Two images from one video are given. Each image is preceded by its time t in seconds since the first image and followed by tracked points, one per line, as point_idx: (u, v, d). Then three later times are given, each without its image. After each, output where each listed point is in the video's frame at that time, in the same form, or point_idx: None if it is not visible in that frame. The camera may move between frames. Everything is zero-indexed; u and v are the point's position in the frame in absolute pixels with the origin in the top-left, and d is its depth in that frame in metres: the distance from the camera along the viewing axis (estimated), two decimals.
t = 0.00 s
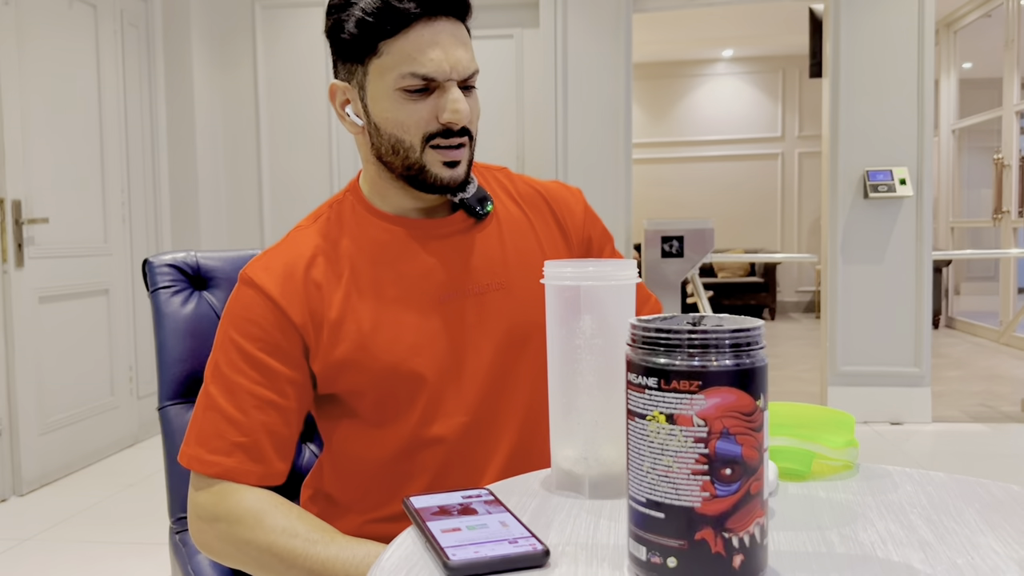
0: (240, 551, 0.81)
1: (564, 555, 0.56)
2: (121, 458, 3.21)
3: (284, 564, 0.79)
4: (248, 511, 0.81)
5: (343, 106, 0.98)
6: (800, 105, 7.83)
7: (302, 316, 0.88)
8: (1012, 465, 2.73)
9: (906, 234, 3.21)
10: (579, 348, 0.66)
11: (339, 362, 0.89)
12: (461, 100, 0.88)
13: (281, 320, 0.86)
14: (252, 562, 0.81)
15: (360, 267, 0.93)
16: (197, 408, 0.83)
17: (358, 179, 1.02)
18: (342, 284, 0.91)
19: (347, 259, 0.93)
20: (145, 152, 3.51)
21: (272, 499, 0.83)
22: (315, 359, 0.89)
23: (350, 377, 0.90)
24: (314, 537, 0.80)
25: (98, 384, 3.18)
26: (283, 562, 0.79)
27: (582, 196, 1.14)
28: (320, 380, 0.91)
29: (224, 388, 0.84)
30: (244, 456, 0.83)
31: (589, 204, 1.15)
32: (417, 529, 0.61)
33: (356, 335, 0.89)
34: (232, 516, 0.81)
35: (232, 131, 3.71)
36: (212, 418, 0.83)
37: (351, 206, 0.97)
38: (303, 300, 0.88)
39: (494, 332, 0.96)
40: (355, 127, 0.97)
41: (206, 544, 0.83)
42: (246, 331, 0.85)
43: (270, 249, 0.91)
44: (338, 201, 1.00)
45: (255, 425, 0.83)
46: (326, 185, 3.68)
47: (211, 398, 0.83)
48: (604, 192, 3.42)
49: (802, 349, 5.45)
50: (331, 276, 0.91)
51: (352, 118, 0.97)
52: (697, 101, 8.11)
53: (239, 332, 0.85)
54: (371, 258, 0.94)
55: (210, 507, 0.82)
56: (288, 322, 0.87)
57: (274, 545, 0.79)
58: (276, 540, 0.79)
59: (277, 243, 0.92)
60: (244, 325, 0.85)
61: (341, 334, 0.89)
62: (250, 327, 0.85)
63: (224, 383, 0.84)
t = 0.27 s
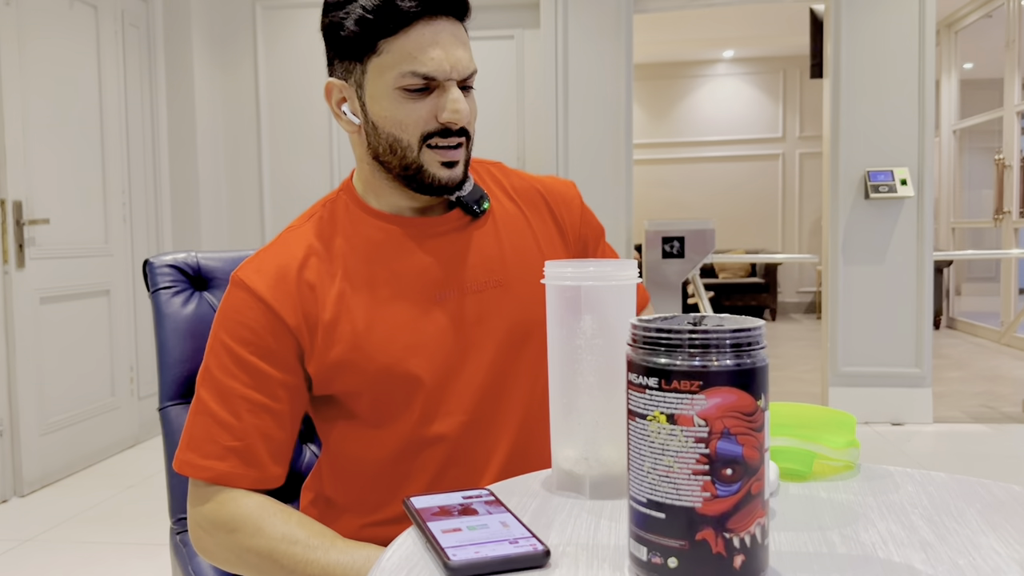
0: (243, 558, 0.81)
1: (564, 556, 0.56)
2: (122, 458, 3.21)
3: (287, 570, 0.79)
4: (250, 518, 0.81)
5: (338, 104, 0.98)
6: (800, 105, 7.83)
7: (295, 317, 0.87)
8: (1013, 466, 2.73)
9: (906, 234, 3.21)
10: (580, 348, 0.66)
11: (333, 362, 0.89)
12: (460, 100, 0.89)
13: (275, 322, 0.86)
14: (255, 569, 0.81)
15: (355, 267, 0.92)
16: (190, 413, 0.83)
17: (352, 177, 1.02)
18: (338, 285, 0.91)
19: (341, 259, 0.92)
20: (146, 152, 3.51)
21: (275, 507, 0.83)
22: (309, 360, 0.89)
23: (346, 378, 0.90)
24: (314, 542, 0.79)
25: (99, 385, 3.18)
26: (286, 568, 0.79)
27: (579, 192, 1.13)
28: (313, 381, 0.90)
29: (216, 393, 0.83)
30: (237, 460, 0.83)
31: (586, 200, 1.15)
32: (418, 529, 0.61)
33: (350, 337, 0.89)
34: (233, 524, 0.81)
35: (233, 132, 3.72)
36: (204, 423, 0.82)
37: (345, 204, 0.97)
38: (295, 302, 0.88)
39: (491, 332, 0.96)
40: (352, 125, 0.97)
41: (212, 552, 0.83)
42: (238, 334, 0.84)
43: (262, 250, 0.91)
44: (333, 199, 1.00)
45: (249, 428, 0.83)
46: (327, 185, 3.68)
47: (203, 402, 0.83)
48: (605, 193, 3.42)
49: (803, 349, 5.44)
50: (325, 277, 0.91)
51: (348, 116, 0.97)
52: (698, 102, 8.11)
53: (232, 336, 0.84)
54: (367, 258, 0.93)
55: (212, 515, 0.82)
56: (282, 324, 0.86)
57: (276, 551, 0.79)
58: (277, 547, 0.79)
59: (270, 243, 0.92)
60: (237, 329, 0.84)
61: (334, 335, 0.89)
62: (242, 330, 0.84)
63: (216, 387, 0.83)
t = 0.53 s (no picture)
0: (243, 559, 0.80)
1: (566, 558, 0.56)
2: (123, 459, 3.21)
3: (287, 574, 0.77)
4: (252, 519, 0.80)
5: (347, 95, 0.97)
6: (801, 105, 7.83)
7: (298, 313, 0.87)
8: (1015, 466, 2.73)
9: (908, 235, 3.21)
10: (582, 350, 0.66)
11: (335, 358, 0.89)
12: (468, 97, 0.89)
13: (278, 318, 0.86)
14: (255, 570, 0.79)
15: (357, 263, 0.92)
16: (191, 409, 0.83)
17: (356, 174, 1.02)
18: (341, 281, 0.90)
19: (344, 256, 0.92)
20: (147, 153, 3.51)
21: (278, 509, 0.82)
22: (311, 357, 0.89)
23: (347, 375, 0.90)
24: (315, 547, 0.77)
25: (101, 385, 3.18)
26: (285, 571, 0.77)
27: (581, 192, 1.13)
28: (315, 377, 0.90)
29: (216, 388, 0.83)
30: (236, 456, 0.82)
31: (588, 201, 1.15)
32: (420, 532, 0.61)
33: (352, 333, 0.89)
34: (236, 524, 0.80)
35: (235, 132, 3.72)
36: (204, 418, 0.82)
37: (348, 201, 0.97)
38: (298, 297, 0.88)
39: (492, 330, 0.96)
40: (358, 119, 0.97)
41: (214, 551, 0.82)
42: (241, 330, 0.84)
43: (264, 245, 0.91)
44: (336, 196, 1.00)
45: (249, 425, 0.83)
46: (328, 186, 3.68)
47: (204, 397, 0.83)
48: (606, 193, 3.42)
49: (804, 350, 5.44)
50: (327, 273, 0.91)
51: (354, 109, 0.97)
52: (699, 102, 8.11)
53: (234, 331, 0.84)
54: (370, 255, 0.93)
55: (214, 514, 0.82)
56: (284, 320, 0.87)
57: (276, 553, 0.78)
58: (277, 550, 0.78)
59: (273, 238, 0.92)
60: (240, 324, 0.84)
61: (336, 331, 0.89)
62: (245, 326, 0.84)
63: (217, 382, 0.83)
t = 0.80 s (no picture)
0: (257, 546, 0.80)
1: (568, 559, 0.56)
2: (125, 459, 3.21)
3: (296, 565, 0.77)
4: (267, 507, 0.80)
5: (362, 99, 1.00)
6: (802, 105, 7.82)
7: (310, 303, 0.89)
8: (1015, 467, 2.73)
9: (909, 235, 3.20)
10: (583, 351, 0.66)
11: (345, 349, 0.89)
12: (456, 94, 0.89)
13: (291, 306, 0.88)
14: (265, 558, 0.80)
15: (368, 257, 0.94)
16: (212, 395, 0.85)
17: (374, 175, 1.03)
18: (352, 274, 0.92)
19: (355, 249, 0.94)
20: (148, 154, 3.52)
21: (293, 501, 0.81)
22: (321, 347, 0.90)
23: (355, 367, 0.91)
24: (328, 540, 0.77)
25: (102, 386, 3.19)
26: (295, 561, 0.77)
27: (595, 196, 1.13)
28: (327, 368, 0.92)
29: (236, 373, 0.85)
30: (255, 437, 0.83)
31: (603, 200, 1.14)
32: (422, 532, 0.61)
33: (360, 325, 0.90)
34: (251, 509, 0.80)
35: (236, 133, 3.72)
36: (225, 403, 0.84)
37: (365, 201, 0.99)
38: (310, 288, 0.89)
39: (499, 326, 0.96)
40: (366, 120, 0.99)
41: (229, 534, 0.83)
42: (257, 317, 0.86)
43: (282, 240, 0.93)
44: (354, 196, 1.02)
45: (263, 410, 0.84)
46: (329, 186, 3.68)
47: (223, 383, 0.84)
48: (606, 194, 3.42)
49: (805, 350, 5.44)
50: (339, 265, 0.92)
51: (363, 110, 0.99)
52: (700, 102, 8.11)
53: (251, 319, 0.86)
54: (380, 250, 0.95)
55: (230, 496, 0.82)
56: (297, 309, 0.88)
57: (288, 542, 0.78)
58: (290, 540, 0.78)
59: (290, 235, 0.94)
60: (256, 311, 0.86)
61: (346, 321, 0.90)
62: (261, 313, 0.86)
63: (235, 367, 0.85)
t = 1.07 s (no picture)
0: (238, 518, 0.83)
1: (570, 560, 0.56)
2: (126, 459, 3.22)
3: (276, 537, 0.80)
4: (248, 481, 0.82)
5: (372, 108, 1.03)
6: (803, 105, 7.82)
7: (315, 293, 0.90)
8: (1017, 467, 2.73)
9: (910, 235, 3.20)
10: (585, 351, 0.66)
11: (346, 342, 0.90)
12: (441, 87, 0.89)
13: (296, 295, 0.89)
14: (248, 529, 0.82)
15: (376, 251, 0.95)
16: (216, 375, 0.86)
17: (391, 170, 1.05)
18: (358, 267, 0.93)
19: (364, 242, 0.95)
20: (149, 154, 3.52)
21: (270, 469, 0.84)
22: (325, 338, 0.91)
23: (357, 360, 0.92)
24: (305, 510, 0.80)
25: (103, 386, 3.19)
26: (275, 534, 0.80)
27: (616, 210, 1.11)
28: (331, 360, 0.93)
29: (237, 356, 0.87)
30: (247, 421, 0.84)
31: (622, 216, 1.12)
32: (423, 533, 0.61)
33: (364, 317, 0.91)
34: (233, 484, 0.83)
35: (237, 133, 3.73)
36: (226, 385, 0.85)
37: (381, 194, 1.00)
38: (317, 279, 0.91)
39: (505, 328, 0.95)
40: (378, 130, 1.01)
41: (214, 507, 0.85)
42: (262, 303, 0.88)
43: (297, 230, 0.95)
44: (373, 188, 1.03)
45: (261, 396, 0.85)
46: (330, 186, 3.68)
47: (224, 364, 0.87)
48: (607, 194, 3.41)
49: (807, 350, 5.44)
50: (348, 258, 0.94)
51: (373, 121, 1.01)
52: (701, 103, 8.11)
53: (257, 304, 0.88)
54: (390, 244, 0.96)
55: (216, 471, 0.84)
56: (302, 298, 0.90)
57: (268, 516, 0.80)
58: (269, 511, 0.81)
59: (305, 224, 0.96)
60: (262, 296, 0.88)
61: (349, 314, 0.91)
62: (266, 299, 0.88)
63: (237, 350, 0.87)
